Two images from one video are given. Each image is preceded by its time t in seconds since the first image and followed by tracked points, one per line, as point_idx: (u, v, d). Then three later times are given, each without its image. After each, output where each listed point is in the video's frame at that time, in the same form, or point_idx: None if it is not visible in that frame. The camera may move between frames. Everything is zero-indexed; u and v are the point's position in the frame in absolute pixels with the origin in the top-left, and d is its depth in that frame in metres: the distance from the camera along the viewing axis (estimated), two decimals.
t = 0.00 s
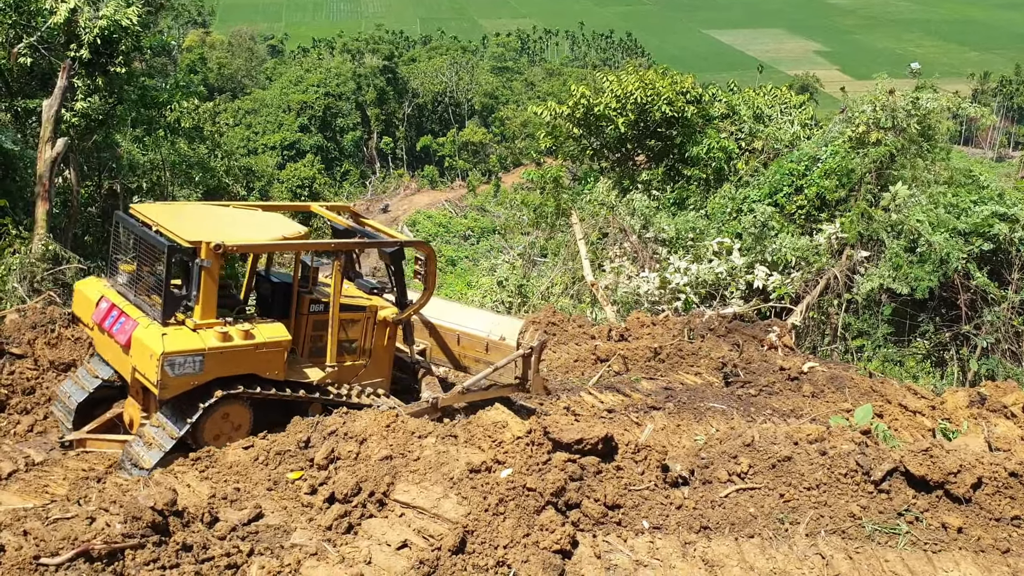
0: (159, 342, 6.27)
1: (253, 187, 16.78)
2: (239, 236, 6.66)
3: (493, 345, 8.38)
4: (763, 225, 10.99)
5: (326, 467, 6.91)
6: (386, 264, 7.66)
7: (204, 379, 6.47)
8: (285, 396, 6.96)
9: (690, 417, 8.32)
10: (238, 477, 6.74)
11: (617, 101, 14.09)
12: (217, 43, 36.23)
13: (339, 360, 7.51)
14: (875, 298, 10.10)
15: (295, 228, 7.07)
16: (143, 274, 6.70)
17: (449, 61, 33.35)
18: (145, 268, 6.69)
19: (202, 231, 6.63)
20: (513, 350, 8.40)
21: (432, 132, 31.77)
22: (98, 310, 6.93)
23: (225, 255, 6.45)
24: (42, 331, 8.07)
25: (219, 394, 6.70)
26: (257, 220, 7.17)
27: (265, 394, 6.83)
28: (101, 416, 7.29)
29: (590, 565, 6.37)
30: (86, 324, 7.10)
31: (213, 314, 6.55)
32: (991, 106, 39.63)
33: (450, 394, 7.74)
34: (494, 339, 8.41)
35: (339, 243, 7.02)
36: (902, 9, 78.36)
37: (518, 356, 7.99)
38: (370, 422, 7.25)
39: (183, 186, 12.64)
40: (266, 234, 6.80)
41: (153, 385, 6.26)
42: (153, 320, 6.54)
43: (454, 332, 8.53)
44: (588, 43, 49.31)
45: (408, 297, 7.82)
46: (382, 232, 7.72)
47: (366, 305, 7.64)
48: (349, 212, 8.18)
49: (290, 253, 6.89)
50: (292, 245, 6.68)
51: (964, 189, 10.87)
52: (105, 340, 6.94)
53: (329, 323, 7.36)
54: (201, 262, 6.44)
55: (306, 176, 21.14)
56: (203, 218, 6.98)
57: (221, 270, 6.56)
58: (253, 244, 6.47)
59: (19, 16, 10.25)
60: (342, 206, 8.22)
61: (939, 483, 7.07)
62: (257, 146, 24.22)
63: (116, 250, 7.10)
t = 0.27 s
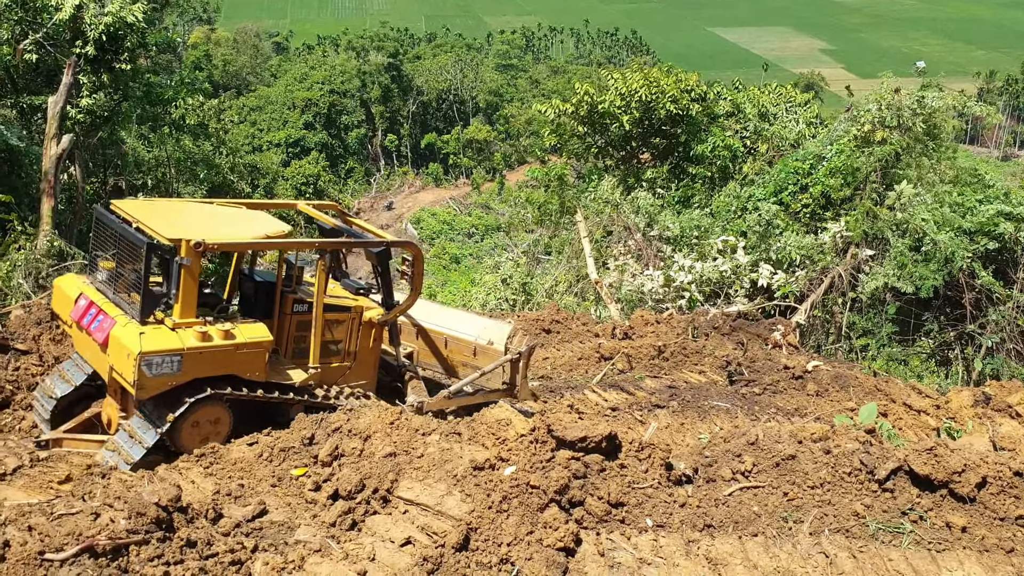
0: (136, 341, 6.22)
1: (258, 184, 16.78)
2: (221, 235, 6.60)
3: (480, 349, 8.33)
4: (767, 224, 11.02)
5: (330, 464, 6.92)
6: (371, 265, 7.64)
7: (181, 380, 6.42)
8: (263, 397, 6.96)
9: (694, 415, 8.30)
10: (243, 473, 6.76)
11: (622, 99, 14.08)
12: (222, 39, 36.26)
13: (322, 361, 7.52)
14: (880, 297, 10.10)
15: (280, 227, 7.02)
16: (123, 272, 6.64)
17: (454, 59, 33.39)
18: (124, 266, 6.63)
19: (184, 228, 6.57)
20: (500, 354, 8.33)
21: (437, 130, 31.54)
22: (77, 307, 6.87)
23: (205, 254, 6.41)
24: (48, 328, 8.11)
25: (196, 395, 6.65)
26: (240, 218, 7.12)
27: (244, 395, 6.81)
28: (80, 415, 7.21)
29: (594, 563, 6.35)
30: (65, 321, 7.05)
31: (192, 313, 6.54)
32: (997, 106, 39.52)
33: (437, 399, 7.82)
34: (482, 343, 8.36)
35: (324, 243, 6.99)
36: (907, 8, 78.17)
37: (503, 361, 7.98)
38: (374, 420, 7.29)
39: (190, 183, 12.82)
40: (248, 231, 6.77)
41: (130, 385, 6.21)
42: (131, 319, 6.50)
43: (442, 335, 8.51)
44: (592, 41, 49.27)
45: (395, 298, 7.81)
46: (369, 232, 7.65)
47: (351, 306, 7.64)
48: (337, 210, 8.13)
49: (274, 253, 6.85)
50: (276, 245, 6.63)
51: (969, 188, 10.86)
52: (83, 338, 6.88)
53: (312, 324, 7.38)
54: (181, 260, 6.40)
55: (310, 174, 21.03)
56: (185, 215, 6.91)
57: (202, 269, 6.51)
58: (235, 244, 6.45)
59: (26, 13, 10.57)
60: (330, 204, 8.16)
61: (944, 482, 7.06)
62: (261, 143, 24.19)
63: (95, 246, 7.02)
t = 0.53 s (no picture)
0: (122, 338, 6.04)
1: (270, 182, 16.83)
2: (210, 232, 6.46)
3: (475, 353, 8.30)
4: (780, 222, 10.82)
5: (342, 461, 6.94)
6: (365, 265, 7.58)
7: (167, 379, 6.24)
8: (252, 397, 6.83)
9: (705, 413, 8.28)
10: (255, 470, 6.82)
11: (633, 96, 14.03)
12: (234, 37, 36.36)
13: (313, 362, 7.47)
14: (892, 295, 10.07)
15: (271, 224, 6.90)
16: (110, 269, 6.50)
17: (465, 57, 33.41)
18: (111, 262, 6.48)
19: (172, 224, 6.45)
20: (495, 359, 8.31)
21: (448, 127, 31.89)
22: (64, 304, 6.73)
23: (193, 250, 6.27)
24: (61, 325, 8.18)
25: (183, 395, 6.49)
26: (232, 215, 6.99)
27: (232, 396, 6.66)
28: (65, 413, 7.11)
29: (604, 561, 6.35)
30: (52, 318, 6.91)
31: (180, 311, 6.39)
32: (1012, 103, 39.26)
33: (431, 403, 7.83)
34: (477, 347, 8.33)
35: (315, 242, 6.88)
36: (921, 5, 77.80)
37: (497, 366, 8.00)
38: (385, 417, 7.39)
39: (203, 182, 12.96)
40: (238, 229, 6.63)
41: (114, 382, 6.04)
42: (118, 316, 6.35)
43: (437, 339, 8.47)
44: (604, 38, 49.18)
45: (388, 298, 7.74)
46: (362, 231, 7.55)
47: (343, 306, 7.59)
48: (330, 208, 8.04)
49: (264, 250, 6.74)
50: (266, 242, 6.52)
51: (983, 186, 10.80)
52: (70, 335, 6.73)
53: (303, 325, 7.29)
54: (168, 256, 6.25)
55: (322, 171, 21.03)
56: (174, 211, 6.79)
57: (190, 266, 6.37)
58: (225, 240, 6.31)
59: (39, 11, 10.74)
60: (323, 203, 8.07)
61: (956, 482, 7.04)
62: (273, 141, 24.20)
63: (84, 242, 6.89)
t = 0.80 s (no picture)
0: (98, 332, 5.94)
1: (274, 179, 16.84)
2: (190, 226, 6.31)
3: (462, 356, 8.23)
4: (783, 220, 10.80)
5: (345, 458, 6.95)
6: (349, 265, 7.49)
7: (144, 375, 6.15)
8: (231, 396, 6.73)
9: (708, 412, 8.28)
10: (259, 466, 6.80)
11: (637, 94, 14.00)
12: (238, 33, 36.35)
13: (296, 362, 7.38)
14: (896, 294, 10.07)
15: (254, 221, 6.79)
16: (88, 263, 6.37)
17: (469, 54, 33.44)
18: (90, 256, 6.36)
19: (151, 218, 6.32)
20: (481, 363, 8.23)
21: (452, 124, 31.99)
22: (41, 299, 6.62)
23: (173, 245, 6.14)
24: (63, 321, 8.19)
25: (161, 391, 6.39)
26: (214, 211, 6.86)
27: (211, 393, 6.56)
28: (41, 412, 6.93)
29: (607, 558, 6.34)
30: (29, 313, 6.80)
31: (159, 306, 6.27)
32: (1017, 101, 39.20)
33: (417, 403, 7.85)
34: (463, 351, 8.26)
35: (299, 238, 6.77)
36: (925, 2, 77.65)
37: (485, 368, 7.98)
38: (388, 414, 7.42)
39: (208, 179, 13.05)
40: (220, 224, 6.51)
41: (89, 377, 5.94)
42: (96, 311, 6.23)
43: (424, 341, 8.41)
44: (608, 36, 49.14)
45: (372, 298, 7.66)
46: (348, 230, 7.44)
47: (326, 306, 7.51)
48: (315, 208, 7.93)
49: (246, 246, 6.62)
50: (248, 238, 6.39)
51: (987, 184, 10.80)
52: (46, 329, 6.62)
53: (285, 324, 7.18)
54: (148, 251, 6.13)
55: (325, 169, 20.97)
56: (153, 205, 6.65)
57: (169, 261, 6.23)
58: (204, 235, 6.16)
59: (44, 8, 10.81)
60: (308, 202, 7.96)
61: (960, 480, 7.04)
62: (276, 137, 24.09)
63: (63, 236, 6.78)
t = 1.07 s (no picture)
0: (74, 329, 5.86)
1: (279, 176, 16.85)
2: (170, 221, 6.29)
3: (449, 359, 8.27)
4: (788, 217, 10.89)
5: (349, 454, 6.97)
6: (334, 264, 7.49)
7: (121, 373, 6.07)
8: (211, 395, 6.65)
9: (712, 409, 8.27)
10: (262, 462, 6.82)
11: (641, 91, 14.02)
12: (243, 30, 36.35)
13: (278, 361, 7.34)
14: (901, 291, 10.09)
15: (237, 218, 6.75)
16: (66, 259, 6.28)
17: (474, 51, 33.46)
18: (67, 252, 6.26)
19: (131, 213, 6.28)
20: (468, 367, 8.27)
21: (456, 121, 32.04)
22: (18, 295, 6.53)
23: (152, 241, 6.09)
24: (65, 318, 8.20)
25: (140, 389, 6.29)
26: (196, 207, 6.82)
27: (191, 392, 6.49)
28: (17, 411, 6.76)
29: (611, 556, 6.34)
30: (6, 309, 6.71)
31: (137, 302, 6.20)
32: None
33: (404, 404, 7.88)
34: (450, 354, 8.30)
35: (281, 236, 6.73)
36: None
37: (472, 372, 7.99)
38: (393, 411, 7.44)
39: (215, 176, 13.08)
40: (201, 220, 6.47)
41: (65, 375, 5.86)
42: (73, 307, 6.14)
43: (411, 344, 8.46)
44: (613, 32, 49.08)
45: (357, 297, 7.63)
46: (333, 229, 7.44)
47: (310, 305, 7.48)
48: (303, 206, 7.91)
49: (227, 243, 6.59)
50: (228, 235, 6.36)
51: (992, 182, 10.79)
52: (23, 326, 6.52)
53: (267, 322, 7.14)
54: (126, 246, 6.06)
55: (330, 166, 20.85)
56: (135, 200, 6.62)
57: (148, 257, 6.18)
58: (185, 231, 6.15)
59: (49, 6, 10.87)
60: (296, 201, 7.93)
61: (964, 479, 7.02)
62: (281, 134, 24.09)
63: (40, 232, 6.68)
